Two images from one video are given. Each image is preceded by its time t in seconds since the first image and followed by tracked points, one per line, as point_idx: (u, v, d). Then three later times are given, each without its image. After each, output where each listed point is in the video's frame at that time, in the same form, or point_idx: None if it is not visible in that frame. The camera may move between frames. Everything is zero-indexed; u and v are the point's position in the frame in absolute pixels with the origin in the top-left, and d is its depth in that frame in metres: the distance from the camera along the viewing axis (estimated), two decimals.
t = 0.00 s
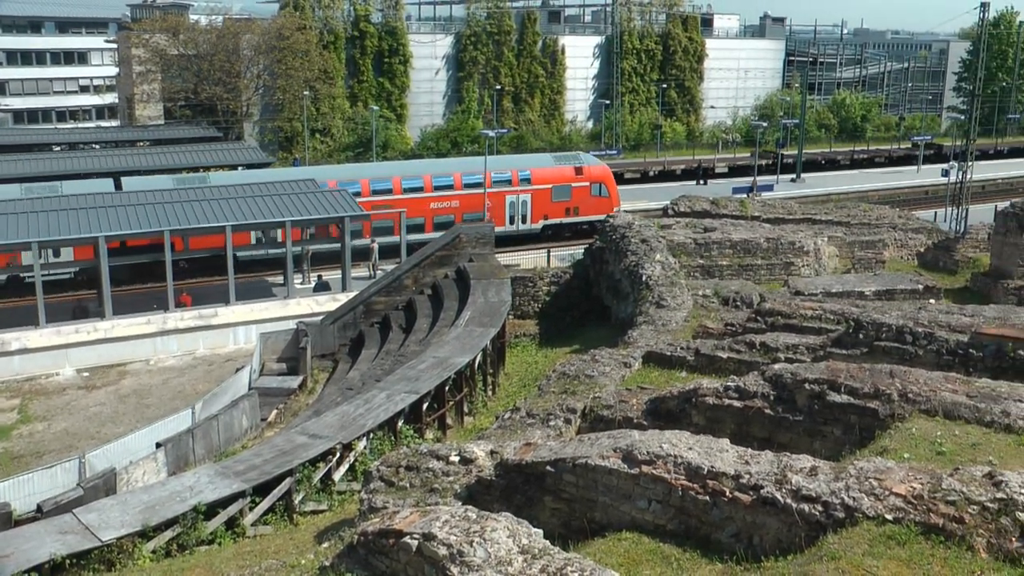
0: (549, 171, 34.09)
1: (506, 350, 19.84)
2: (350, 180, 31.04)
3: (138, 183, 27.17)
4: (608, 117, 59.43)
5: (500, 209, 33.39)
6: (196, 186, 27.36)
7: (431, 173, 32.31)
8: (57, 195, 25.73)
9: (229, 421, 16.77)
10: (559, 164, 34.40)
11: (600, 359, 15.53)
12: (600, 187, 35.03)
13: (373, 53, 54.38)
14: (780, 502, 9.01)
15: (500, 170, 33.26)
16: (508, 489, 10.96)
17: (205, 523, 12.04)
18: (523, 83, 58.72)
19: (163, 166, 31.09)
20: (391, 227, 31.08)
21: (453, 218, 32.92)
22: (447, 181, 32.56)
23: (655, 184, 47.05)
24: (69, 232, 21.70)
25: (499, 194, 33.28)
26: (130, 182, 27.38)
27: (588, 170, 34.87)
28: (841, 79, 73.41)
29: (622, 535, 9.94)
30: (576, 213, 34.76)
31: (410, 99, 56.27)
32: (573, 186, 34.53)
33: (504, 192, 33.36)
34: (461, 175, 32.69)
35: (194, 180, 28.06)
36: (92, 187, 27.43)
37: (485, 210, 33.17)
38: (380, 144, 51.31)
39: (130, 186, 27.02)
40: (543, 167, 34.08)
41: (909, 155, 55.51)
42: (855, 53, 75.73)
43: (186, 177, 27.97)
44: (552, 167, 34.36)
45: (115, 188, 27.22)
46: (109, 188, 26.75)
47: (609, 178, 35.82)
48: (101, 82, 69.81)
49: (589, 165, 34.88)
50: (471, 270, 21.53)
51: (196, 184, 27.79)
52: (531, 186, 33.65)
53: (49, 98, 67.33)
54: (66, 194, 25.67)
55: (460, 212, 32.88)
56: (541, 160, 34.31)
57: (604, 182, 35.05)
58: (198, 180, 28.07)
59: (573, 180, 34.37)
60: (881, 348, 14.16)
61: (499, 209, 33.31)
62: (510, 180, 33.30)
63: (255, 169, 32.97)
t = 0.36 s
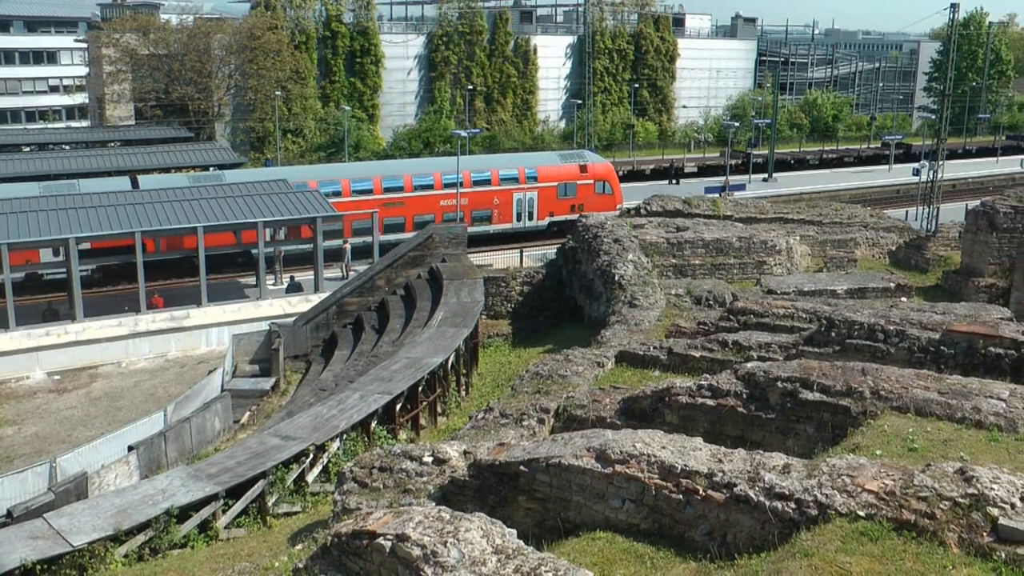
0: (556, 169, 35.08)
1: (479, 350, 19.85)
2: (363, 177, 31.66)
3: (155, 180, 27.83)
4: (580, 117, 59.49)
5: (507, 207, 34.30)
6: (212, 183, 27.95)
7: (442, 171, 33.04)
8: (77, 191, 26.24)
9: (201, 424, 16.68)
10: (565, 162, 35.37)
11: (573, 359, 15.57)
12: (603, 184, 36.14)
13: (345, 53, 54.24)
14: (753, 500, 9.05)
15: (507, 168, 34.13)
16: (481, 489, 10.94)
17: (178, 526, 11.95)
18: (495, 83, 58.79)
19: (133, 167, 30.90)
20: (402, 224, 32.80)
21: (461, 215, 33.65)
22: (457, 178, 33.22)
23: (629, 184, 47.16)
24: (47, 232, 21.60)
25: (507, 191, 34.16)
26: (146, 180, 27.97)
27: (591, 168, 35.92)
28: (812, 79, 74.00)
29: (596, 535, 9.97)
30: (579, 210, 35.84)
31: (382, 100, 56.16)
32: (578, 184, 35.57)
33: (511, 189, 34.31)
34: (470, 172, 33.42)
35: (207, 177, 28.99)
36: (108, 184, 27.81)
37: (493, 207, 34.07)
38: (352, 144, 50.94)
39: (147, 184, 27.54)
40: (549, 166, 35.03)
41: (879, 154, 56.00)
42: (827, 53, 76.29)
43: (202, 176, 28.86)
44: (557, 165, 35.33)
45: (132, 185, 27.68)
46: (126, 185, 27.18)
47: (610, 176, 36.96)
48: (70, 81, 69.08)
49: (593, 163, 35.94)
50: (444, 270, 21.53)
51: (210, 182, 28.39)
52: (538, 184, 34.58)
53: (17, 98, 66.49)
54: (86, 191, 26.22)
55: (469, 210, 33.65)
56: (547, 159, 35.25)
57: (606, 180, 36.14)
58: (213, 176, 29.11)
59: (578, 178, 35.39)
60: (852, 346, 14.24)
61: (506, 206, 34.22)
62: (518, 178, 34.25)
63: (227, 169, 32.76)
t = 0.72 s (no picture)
0: (562, 167, 36.61)
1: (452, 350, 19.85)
2: (376, 175, 32.86)
3: (170, 178, 28.86)
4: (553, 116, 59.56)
5: (514, 203, 35.72)
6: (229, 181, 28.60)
7: (452, 169, 34.40)
8: (96, 190, 26.64)
9: (174, 427, 16.53)
10: (570, 160, 36.88)
11: (547, 359, 15.59)
12: (607, 181, 37.70)
13: (317, 53, 54.00)
14: (726, 497, 9.10)
15: (515, 165, 35.57)
16: (455, 489, 10.90)
17: (150, 530, 11.84)
18: (468, 83, 58.76)
19: (106, 167, 30.62)
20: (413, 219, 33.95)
21: (471, 212, 35.02)
22: (466, 175, 34.66)
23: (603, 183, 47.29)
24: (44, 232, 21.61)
25: (515, 189, 35.58)
26: (161, 178, 28.95)
27: (595, 166, 37.49)
28: (784, 79, 74.56)
29: (570, 534, 10.00)
30: (584, 206, 37.36)
31: (354, 100, 56.00)
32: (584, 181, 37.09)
33: (519, 187, 35.71)
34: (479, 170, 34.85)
35: (224, 176, 30.16)
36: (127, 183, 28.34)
37: (501, 204, 35.46)
38: (324, 144, 50.76)
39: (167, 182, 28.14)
40: (555, 164, 36.49)
41: (849, 153, 56.51)
42: (799, 53, 76.82)
43: (217, 174, 30.02)
44: (563, 162, 36.85)
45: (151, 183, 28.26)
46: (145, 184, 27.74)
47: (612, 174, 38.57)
48: (39, 82, 68.22)
49: (597, 161, 37.56)
50: (417, 271, 21.49)
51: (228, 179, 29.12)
52: (545, 181, 36.05)
53: None
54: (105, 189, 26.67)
55: (478, 207, 35.05)
56: (554, 157, 36.76)
57: (611, 177, 37.71)
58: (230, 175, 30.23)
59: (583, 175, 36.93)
60: (825, 344, 14.29)
61: (514, 203, 35.64)
62: (526, 175, 35.65)
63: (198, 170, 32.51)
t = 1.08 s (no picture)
0: (566, 166, 37.71)
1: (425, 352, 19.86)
2: (387, 174, 33.63)
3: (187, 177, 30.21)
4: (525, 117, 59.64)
5: (521, 202, 36.67)
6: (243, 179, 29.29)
7: (461, 168, 35.25)
8: (115, 189, 27.04)
9: (145, 431, 16.39)
10: (574, 160, 38.01)
11: (520, 360, 15.62)
12: (609, 180, 38.78)
13: (288, 54, 53.73)
14: (699, 496, 9.16)
15: (522, 165, 36.53)
16: (428, 491, 10.88)
17: (121, 536, 11.73)
18: (440, 84, 58.72)
19: (77, 170, 30.35)
20: (423, 219, 34.78)
21: (479, 209, 35.86)
22: (475, 174, 35.48)
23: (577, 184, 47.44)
24: (36, 233, 21.60)
25: (521, 187, 36.54)
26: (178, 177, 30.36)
27: (598, 165, 38.58)
28: (755, 80, 75.09)
29: (543, 535, 10.01)
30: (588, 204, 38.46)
31: (325, 102, 55.82)
32: (587, 180, 38.24)
33: (526, 185, 36.69)
34: (488, 168, 35.71)
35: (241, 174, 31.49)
36: (146, 183, 28.75)
37: (508, 202, 36.38)
38: (295, 146, 50.58)
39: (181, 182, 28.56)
40: (560, 163, 37.58)
41: (818, 154, 57.03)
42: (770, 54, 77.42)
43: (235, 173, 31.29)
44: (568, 162, 37.92)
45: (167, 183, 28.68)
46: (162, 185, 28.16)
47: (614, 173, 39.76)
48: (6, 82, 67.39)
49: (599, 160, 38.64)
50: (389, 273, 21.48)
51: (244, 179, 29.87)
52: (550, 180, 37.09)
53: None
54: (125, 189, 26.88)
55: (487, 204, 35.93)
56: (558, 157, 37.84)
57: (613, 176, 38.81)
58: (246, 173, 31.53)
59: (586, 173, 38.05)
60: (797, 343, 14.41)
61: (521, 201, 36.58)
62: (532, 174, 36.66)
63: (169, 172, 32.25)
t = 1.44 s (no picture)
0: (570, 165, 38.53)
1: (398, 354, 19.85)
2: (399, 172, 34.77)
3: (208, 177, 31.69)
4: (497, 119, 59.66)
5: (527, 200, 37.58)
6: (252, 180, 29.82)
7: (469, 167, 36.28)
8: (136, 187, 27.66)
9: (117, 435, 16.26)
10: (578, 159, 38.88)
11: (492, 361, 15.65)
12: (612, 178, 39.49)
13: (260, 55, 53.39)
14: (672, 497, 9.22)
15: (528, 164, 37.46)
16: (401, 493, 10.86)
17: (93, 541, 11.63)
18: (412, 85, 58.60)
19: (47, 172, 30.10)
20: (433, 217, 35.81)
21: (487, 208, 36.90)
22: (483, 173, 36.58)
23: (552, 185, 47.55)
24: (16, 235, 21.51)
25: (527, 186, 37.46)
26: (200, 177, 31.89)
27: (601, 164, 39.32)
28: (727, 81, 75.56)
29: (517, 537, 10.03)
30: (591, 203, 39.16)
31: (297, 103, 55.58)
32: (591, 179, 38.96)
33: (532, 184, 37.59)
34: (494, 168, 36.78)
35: (257, 173, 32.45)
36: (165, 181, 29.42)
37: (515, 201, 37.32)
38: (267, 148, 50.33)
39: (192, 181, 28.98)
40: (565, 162, 38.42)
41: (789, 154, 57.47)
42: (741, 56, 77.96)
43: (251, 170, 32.44)
44: (572, 161, 38.80)
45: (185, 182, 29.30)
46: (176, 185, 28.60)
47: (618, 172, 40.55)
48: None
49: (602, 159, 39.35)
50: (361, 274, 21.48)
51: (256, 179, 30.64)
52: (555, 178, 37.95)
53: None
54: (144, 186, 27.26)
55: (494, 203, 36.90)
56: (563, 156, 38.70)
57: (616, 175, 39.54)
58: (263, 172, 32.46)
59: (590, 172, 38.81)
60: (769, 343, 14.51)
61: (527, 200, 37.51)
62: (537, 173, 37.57)
63: (140, 174, 31.97)
